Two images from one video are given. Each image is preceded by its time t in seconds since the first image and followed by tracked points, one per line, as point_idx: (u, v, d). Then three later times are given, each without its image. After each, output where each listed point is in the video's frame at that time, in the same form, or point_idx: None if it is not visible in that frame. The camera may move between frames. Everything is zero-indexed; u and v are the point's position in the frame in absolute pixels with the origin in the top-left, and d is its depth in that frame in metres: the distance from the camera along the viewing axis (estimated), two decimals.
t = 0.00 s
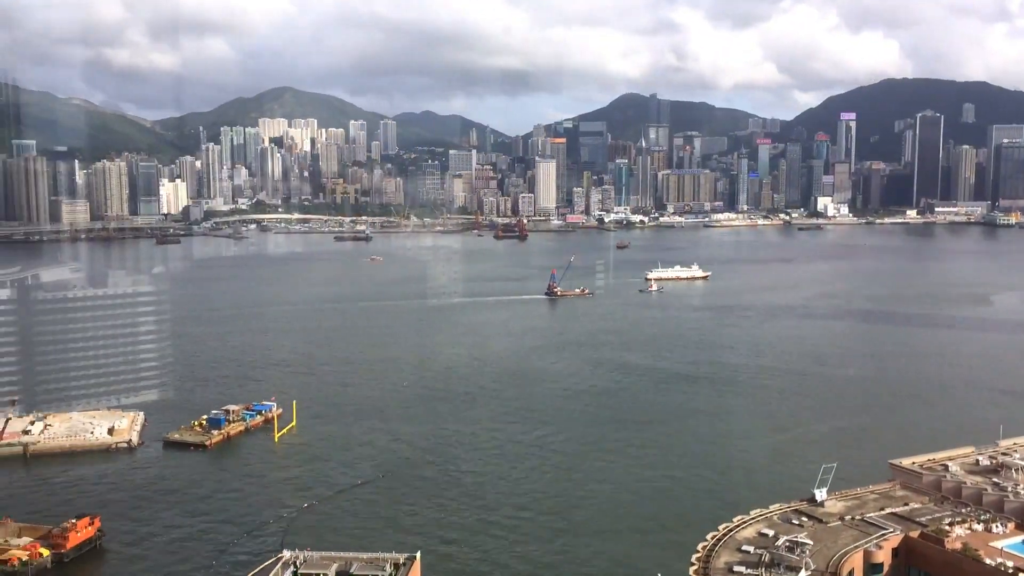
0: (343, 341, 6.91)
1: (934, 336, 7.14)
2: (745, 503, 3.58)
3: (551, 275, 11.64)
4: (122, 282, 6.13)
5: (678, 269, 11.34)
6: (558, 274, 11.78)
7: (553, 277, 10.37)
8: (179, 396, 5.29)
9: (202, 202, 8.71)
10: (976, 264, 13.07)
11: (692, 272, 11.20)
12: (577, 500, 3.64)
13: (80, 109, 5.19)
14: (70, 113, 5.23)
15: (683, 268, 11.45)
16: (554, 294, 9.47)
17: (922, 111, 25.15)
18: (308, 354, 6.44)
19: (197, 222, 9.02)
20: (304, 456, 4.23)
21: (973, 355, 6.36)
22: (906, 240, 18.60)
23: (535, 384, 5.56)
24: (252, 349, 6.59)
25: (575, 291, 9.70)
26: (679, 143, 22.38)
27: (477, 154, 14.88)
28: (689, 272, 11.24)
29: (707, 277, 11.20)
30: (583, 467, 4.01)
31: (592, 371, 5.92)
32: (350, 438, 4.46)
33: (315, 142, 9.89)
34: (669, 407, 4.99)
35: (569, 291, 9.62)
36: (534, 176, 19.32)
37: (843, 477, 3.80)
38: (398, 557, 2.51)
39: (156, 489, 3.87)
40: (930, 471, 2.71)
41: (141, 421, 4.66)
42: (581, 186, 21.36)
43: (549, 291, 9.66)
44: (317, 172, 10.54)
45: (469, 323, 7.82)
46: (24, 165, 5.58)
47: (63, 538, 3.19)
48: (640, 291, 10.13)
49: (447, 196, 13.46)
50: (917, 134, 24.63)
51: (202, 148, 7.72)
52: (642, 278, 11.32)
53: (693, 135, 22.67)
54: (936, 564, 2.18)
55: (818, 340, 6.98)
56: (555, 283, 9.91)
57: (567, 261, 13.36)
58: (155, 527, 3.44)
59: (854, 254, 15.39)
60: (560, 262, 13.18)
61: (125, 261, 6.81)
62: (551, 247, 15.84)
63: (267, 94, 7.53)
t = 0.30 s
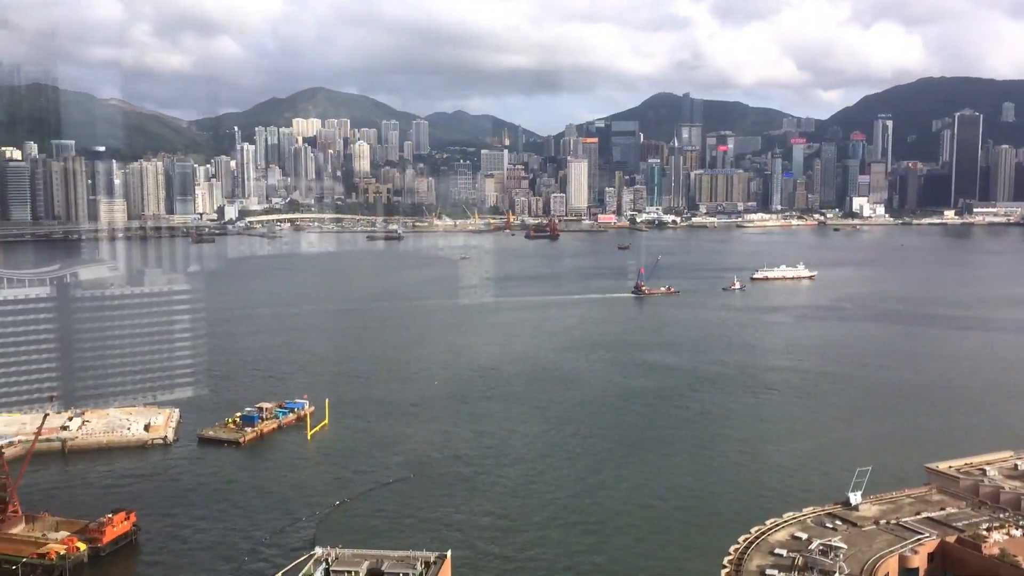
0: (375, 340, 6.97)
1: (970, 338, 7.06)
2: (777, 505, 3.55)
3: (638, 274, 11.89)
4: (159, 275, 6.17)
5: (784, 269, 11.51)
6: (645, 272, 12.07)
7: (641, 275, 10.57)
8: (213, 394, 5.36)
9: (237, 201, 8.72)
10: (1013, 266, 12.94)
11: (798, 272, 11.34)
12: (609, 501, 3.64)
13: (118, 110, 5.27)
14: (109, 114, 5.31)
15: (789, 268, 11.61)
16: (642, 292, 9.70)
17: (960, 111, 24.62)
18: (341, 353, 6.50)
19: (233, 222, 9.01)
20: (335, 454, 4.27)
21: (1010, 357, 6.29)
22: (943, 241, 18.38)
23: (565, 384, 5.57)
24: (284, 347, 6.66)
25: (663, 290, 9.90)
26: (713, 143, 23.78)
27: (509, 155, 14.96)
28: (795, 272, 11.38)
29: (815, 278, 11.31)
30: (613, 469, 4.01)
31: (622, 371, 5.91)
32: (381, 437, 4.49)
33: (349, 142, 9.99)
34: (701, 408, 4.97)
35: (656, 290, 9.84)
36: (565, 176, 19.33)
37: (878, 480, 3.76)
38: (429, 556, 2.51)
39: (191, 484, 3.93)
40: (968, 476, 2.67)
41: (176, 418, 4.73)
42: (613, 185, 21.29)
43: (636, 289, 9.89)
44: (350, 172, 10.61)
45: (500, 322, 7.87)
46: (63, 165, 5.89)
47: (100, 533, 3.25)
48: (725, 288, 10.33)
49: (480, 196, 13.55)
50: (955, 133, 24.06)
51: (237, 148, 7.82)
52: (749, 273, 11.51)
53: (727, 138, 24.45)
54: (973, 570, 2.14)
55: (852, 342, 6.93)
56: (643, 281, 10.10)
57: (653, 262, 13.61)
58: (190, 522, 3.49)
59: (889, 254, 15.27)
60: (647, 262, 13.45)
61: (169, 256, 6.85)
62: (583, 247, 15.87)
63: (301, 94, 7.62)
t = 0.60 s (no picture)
0: (409, 339, 7.00)
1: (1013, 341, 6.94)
2: (812, 507, 3.52)
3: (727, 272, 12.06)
4: (197, 274, 6.25)
5: (896, 270, 11.51)
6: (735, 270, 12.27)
7: (731, 274, 10.70)
8: (249, 391, 5.42)
9: (274, 199, 8.80)
10: None
11: (909, 272, 11.34)
12: (641, 502, 3.63)
13: (157, 110, 5.34)
14: (148, 113, 5.38)
15: (900, 268, 11.63)
16: (731, 288, 9.82)
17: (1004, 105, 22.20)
18: (376, 351, 6.54)
19: (269, 220, 9.10)
20: (369, 452, 4.29)
21: None
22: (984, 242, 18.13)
23: (598, 383, 5.56)
24: (320, 345, 6.71)
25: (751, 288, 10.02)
26: (750, 144, 21.75)
27: (544, 155, 14.93)
28: (906, 272, 11.38)
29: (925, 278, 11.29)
30: (647, 469, 3.99)
31: (656, 372, 5.89)
32: (415, 435, 4.51)
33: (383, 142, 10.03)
34: (735, 409, 4.93)
35: (745, 288, 9.96)
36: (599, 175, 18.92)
37: (916, 484, 3.71)
38: (462, 554, 2.52)
39: (227, 480, 3.97)
40: (1009, 480, 2.63)
41: (213, 414, 4.80)
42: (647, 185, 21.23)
43: (724, 286, 10.05)
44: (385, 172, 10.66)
45: (534, 322, 7.87)
46: (103, 165, 6.07)
47: (137, 527, 3.29)
48: (811, 288, 10.41)
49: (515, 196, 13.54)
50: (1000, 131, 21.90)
51: (274, 147, 7.89)
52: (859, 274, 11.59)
53: (765, 136, 22.22)
54: None
55: (890, 344, 6.84)
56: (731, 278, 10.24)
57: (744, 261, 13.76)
58: (226, 518, 3.53)
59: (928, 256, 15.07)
60: (735, 263, 13.58)
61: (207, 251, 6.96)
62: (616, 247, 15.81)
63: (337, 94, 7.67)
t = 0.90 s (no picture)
0: (442, 338, 7.01)
1: None
2: (849, 511, 3.49)
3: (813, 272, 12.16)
4: (233, 274, 6.17)
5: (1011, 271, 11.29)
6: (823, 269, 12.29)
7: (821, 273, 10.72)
8: (283, 389, 5.47)
9: (308, 198, 8.86)
10: None
11: None
12: (674, 503, 3.62)
13: (195, 110, 5.40)
14: (186, 114, 5.44)
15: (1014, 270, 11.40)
16: (819, 288, 9.88)
17: None
18: (408, 350, 6.57)
19: (302, 219, 9.16)
20: (402, 450, 4.31)
21: None
22: None
23: (631, 384, 5.54)
24: (353, 344, 6.75)
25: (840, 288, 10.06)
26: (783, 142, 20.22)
27: (577, 155, 14.87)
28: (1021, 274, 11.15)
29: None
30: (680, 470, 3.97)
31: (689, 372, 5.85)
32: (448, 434, 4.53)
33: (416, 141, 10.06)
34: (770, 411, 4.89)
35: (835, 288, 10.01)
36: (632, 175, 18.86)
37: (954, 488, 3.66)
38: (494, 553, 2.53)
39: (261, 476, 4.01)
40: None
41: (248, 411, 4.85)
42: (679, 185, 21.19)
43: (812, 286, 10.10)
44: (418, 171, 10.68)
45: (566, 322, 7.86)
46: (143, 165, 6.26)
47: (174, 522, 3.34)
48: (900, 288, 10.39)
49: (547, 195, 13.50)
50: None
51: (308, 147, 7.94)
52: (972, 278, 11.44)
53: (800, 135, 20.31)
54: None
55: (928, 346, 6.75)
56: (820, 277, 10.30)
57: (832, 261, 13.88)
58: (261, 514, 3.56)
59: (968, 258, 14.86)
60: (823, 263, 13.67)
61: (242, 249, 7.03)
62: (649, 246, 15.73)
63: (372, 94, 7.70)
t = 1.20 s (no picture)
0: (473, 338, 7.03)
1: None
2: (882, 513, 3.46)
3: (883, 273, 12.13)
4: (266, 271, 6.15)
5: None
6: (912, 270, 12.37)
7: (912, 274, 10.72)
8: (315, 387, 5.51)
9: (341, 199, 8.93)
10: None
11: None
12: (706, 504, 3.60)
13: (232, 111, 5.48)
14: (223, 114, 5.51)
15: None
16: (908, 288, 9.90)
17: None
18: (438, 349, 6.61)
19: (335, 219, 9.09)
20: (432, 449, 4.34)
21: None
22: None
23: (661, 385, 5.53)
24: (385, 343, 6.80)
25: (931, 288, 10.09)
26: (819, 141, 21.87)
27: (608, 155, 14.88)
28: None
29: None
30: (712, 472, 3.96)
31: (721, 373, 5.84)
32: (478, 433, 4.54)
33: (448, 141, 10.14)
34: (801, 412, 4.87)
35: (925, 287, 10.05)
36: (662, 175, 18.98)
37: (991, 492, 3.62)
38: (524, 553, 2.53)
39: (295, 474, 4.05)
40: None
41: (281, 409, 4.90)
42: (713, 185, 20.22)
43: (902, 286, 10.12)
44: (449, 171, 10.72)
45: (596, 322, 7.88)
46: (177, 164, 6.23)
47: (208, 518, 3.38)
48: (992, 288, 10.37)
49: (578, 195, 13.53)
50: None
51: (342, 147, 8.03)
52: None
53: (834, 134, 22.49)
54: None
55: (962, 347, 6.71)
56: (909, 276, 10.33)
57: (919, 261, 13.90)
58: (294, 511, 3.59)
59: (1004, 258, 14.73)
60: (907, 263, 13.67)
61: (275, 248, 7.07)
62: (680, 247, 15.71)
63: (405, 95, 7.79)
